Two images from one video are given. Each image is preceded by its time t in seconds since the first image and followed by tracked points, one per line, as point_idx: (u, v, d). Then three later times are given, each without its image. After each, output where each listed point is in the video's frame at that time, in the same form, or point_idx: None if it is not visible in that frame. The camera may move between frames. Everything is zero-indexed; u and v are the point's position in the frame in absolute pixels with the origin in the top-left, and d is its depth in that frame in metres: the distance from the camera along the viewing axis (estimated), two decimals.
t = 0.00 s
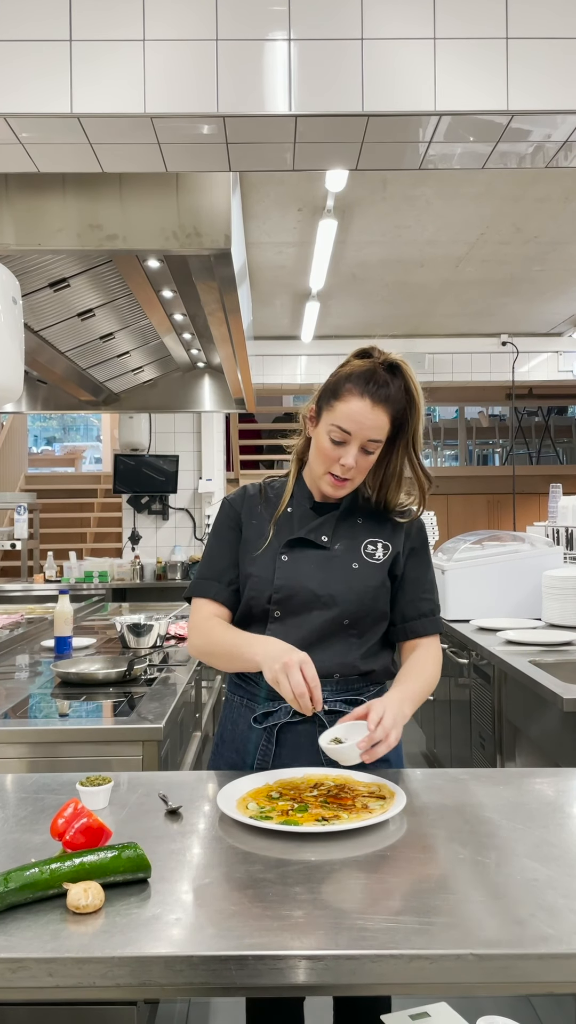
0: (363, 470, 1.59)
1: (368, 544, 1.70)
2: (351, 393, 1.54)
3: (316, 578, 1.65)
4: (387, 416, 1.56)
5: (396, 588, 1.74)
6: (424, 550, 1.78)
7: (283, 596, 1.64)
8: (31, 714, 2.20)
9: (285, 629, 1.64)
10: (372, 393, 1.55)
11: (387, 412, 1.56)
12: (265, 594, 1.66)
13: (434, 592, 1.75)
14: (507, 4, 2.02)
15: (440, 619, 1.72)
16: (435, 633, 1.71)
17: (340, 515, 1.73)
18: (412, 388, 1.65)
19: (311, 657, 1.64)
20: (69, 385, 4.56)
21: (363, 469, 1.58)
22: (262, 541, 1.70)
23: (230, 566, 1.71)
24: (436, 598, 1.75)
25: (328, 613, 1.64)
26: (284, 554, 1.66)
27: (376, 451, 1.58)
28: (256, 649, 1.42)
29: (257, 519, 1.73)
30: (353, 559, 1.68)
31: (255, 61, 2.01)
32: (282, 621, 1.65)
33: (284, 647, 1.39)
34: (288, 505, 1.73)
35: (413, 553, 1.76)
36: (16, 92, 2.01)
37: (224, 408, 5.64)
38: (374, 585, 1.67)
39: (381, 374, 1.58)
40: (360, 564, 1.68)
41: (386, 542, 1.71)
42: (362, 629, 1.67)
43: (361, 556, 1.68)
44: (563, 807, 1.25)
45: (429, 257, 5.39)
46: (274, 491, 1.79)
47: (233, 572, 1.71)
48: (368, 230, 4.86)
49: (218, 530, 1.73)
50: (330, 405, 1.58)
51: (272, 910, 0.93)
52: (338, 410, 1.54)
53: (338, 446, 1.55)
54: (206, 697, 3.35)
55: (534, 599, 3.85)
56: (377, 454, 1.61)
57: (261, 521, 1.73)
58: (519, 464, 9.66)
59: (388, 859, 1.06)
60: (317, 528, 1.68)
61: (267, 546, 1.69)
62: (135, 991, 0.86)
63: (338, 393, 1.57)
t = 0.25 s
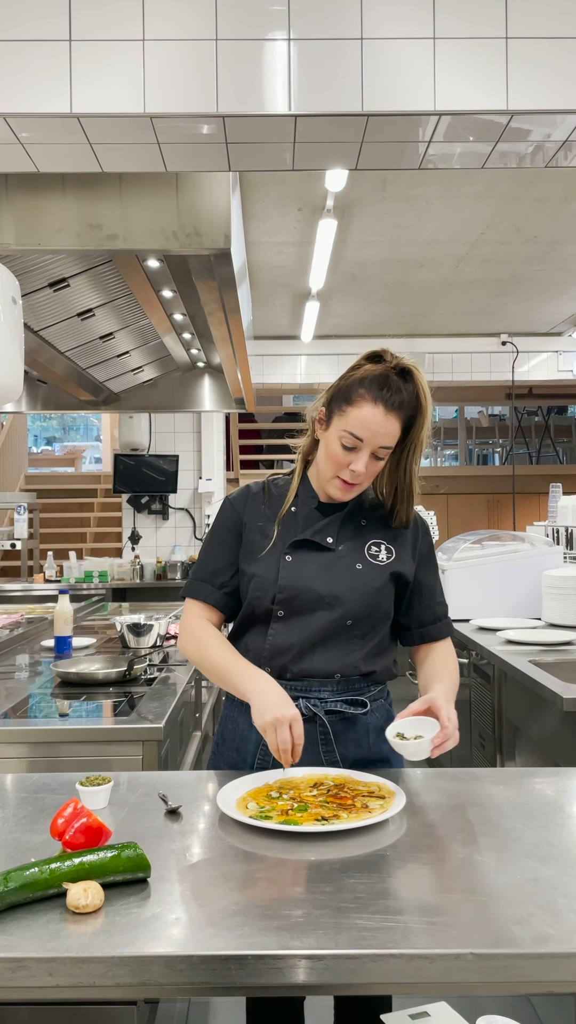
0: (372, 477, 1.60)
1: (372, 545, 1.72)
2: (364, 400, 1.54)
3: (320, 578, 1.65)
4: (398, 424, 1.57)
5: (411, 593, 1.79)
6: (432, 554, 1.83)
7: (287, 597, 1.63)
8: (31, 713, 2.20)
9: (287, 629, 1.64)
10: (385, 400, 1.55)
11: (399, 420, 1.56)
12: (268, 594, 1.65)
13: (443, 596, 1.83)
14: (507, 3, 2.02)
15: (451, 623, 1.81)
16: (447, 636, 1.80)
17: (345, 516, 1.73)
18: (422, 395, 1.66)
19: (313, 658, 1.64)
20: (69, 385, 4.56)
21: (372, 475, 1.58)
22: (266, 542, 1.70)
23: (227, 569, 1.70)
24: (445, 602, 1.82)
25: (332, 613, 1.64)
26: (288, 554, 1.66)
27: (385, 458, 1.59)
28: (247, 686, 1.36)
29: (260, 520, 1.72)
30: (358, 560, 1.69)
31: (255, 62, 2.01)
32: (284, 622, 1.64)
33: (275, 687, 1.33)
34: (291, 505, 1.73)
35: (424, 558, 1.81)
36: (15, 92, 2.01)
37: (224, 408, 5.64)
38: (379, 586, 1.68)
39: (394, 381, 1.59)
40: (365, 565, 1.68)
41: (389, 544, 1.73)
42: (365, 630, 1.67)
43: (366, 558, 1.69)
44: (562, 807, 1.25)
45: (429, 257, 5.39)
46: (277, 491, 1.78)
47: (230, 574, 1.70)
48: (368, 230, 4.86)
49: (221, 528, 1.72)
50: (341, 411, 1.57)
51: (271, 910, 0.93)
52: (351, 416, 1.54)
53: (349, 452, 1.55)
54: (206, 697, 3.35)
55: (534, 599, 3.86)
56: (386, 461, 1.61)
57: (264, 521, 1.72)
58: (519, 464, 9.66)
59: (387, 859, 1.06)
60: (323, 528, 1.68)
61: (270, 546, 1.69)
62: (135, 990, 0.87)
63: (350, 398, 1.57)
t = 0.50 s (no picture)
0: (375, 477, 1.60)
1: (376, 546, 1.72)
2: (367, 400, 1.54)
3: (326, 579, 1.65)
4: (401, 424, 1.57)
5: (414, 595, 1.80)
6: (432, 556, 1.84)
7: (294, 598, 1.63)
8: (31, 713, 2.20)
9: (293, 630, 1.63)
10: (387, 400, 1.55)
11: (402, 420, 1.57)
12: (275, 596, 1.64)
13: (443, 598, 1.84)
14: (507, 3, 2.02)
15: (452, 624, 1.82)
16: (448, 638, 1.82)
17: (349, 517, 1.74)
18: (425, 395, 1.66)
19: (317, 657, 1.64)
20: (69, 384, 4.56)
21: (375, 475, 1.59)
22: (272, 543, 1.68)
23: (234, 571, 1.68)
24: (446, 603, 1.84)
25: (337, 614, 1.64)
26: (295, 555, 1.65)
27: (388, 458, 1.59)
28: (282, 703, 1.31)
29: (265, 522, 1.71)
30: (363, 561, 1.69)
31: (255, 62, 2.01)
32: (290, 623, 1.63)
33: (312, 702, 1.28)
34: (295, 505, 1.73)
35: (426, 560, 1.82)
36: (15, 92, 2.02)
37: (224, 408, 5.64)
38: (384, 587, 1.69)
39: (396, 380, 1.59)
40: (370, 566, 1.69)
41: (393, 545, 1.74)
42: (369, 631, 1.68)
43: (370, 558, 1.70)
44: (563, 807, 1.25)
45: (429, 257, 5.39)
46: (279, 492, 1.77)
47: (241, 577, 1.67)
48: (368, 230, 4.87)
49: (225, 528, 1.69)
50: (344, 411, 1.57)
51: (271, 910, 0.93)
52: (353, 416, 1.54)
53: (351, 452, 1.55)
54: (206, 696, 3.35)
55: (534, 599, 3.86)
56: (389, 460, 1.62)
57: (269, 522, 1.71)
58: (519, 464, 9.67)
59: (387, 859, 1.06)
60: (329, 529, 1.68)
61: (276, 547, 1.68)
62: (135, 990, 0.87)
63: (353, 399, 1.57)
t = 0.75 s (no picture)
0: (375, 476, 1.60)
1: (379, 547, 1.72)
2: (366, 400, 1.54)
3: (331, 579, 1.65)
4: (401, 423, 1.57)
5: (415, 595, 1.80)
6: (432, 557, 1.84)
7: (299, 598, 1.62)
8: (31, 713, 2.21)
9: (297, 630, 1.63)
10: (387, 399, 1.55)
11: (402, 419, 1.56)
12: (280, 596, 1.63)
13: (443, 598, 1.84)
14: (507, 4, 2.02)
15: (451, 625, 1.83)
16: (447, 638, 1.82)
17: (352, 517, 1.74)
18: (425, 394, 1.66)
19: (320, 657, 1.64)
20: (69, 384, 4.56)
21: (375, 474, 1.58)
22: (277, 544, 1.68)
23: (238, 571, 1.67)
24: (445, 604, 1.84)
25: (342, 614, 1.64)
26: (300, 556, 1.65)
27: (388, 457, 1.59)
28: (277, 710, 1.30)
29: (270, 522, 1.70)
30: (367, 561, 1.69)
31: (255, 62, 2.02)
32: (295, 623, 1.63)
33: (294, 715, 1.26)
34: (298, 505, 1.73)
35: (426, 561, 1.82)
36: (16, 92, 2.02)
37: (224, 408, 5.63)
38: (388, 586, 1.69)
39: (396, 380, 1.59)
40: (373, 566, 1.69)
41: (396, 545, 1.74)
42: (373, 631, 1.68)
43: (373, 558, 1.70)
44: (563, 807, 1.25)
45: (429, 257, 5.39)
46: (282, 492, 1.77)
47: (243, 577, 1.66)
48: (368, 230, 4.86)
49: (230, 528, 1.68)
50: (344, 410, 1.58)
51: (271, 910, 0.93)
52: (353, 416, 1.54)
53: (351, 451, 1.55)
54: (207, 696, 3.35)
55: (534, 599, 3.86)
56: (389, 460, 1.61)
57: (273, 522, 1.71)
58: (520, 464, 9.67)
59: (388, 859, 1.06)
60: (333, 530, 1.68)
61: (281, 548, 1.67)
62: (135, 990, 0.87)
63: (353, 398, 1.57)
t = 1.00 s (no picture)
0: (375, 477, 1.59)
1: (379, 547, 1.73)
2: (366, 401, 1.54)
3: (330, 579, 1.65)
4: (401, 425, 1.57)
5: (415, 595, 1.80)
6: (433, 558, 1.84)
7: (297, 599, 1.62)
8: (31, 714, 2.21)
9: (296, 631, 1.63)
10: (387, 401, 1.55)
11: (402, 420, 1.56)
12: (278, 596, 1.63)
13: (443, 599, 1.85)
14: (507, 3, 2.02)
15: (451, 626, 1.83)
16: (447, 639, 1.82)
17: (351, 518, 1.74)
18: (425, 395, 1.66)
19: (320, 657, 1.64)
20: (70, 385, 4.56)
21: (375, 475, 1.58)
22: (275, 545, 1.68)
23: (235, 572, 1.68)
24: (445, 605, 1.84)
25: (341, 614, 1.64)
26: (299, 556, 1.66)
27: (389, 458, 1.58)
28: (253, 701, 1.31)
29: (268, 522, 1.71)
30: (366, 561, 1.69)
31: (255, 62, 2.02)
32: (293, 623, 1.63)
33: (266, 708, 1.27)
34: (298, 506, 1.73)
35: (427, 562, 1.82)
36: (16, 92, 2.02)
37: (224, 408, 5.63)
38: (387, 586, 1.69)
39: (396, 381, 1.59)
40: (373, 566, 1.69)
41: (395, 546, 1.74)
42: (373, 631, 1.68)
43: (373, 558, 1.70)
44: (563, 807, 1.25)
45: (429, 257, 5.39)
46: (281, 492, 1.77)
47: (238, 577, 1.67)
48: (368, 230, 4.86)
49: (228, 528, 1.69)
50: (345, 411, 1.57)
51: (271, 910, 0.93)
52: (353, 417, 1.54)
53: (351, 453, 1.55)
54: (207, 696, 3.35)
55: (534, 599, 3.86)
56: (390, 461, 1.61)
57: (272, 523, 1.71)
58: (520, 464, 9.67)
59: (388, 860, 1.06)
60: (331, 530, 1.68)
61: (279, 548, 1.68)
62: (135, 990, 0.87)
63: (353, 400, 1.57)
